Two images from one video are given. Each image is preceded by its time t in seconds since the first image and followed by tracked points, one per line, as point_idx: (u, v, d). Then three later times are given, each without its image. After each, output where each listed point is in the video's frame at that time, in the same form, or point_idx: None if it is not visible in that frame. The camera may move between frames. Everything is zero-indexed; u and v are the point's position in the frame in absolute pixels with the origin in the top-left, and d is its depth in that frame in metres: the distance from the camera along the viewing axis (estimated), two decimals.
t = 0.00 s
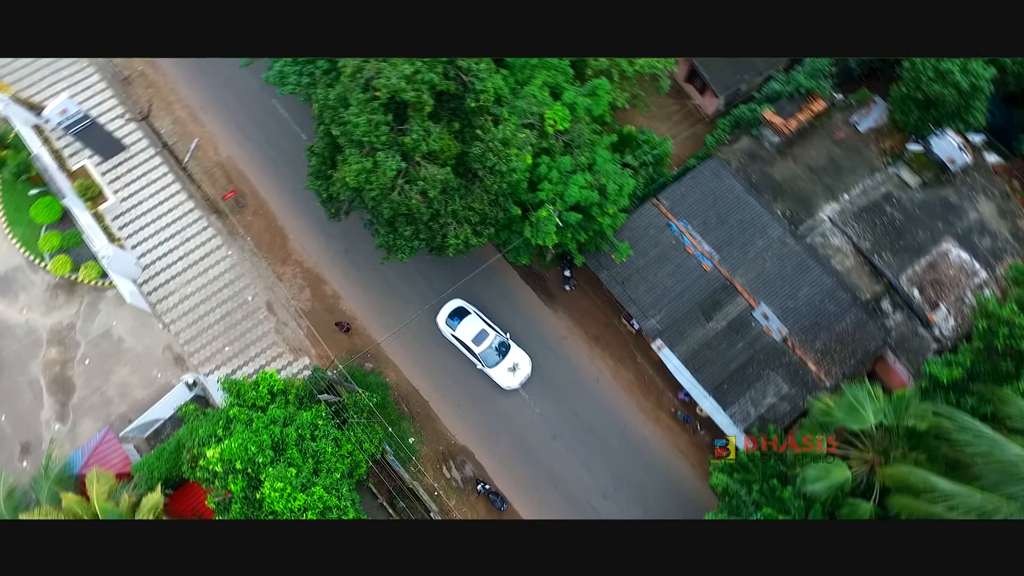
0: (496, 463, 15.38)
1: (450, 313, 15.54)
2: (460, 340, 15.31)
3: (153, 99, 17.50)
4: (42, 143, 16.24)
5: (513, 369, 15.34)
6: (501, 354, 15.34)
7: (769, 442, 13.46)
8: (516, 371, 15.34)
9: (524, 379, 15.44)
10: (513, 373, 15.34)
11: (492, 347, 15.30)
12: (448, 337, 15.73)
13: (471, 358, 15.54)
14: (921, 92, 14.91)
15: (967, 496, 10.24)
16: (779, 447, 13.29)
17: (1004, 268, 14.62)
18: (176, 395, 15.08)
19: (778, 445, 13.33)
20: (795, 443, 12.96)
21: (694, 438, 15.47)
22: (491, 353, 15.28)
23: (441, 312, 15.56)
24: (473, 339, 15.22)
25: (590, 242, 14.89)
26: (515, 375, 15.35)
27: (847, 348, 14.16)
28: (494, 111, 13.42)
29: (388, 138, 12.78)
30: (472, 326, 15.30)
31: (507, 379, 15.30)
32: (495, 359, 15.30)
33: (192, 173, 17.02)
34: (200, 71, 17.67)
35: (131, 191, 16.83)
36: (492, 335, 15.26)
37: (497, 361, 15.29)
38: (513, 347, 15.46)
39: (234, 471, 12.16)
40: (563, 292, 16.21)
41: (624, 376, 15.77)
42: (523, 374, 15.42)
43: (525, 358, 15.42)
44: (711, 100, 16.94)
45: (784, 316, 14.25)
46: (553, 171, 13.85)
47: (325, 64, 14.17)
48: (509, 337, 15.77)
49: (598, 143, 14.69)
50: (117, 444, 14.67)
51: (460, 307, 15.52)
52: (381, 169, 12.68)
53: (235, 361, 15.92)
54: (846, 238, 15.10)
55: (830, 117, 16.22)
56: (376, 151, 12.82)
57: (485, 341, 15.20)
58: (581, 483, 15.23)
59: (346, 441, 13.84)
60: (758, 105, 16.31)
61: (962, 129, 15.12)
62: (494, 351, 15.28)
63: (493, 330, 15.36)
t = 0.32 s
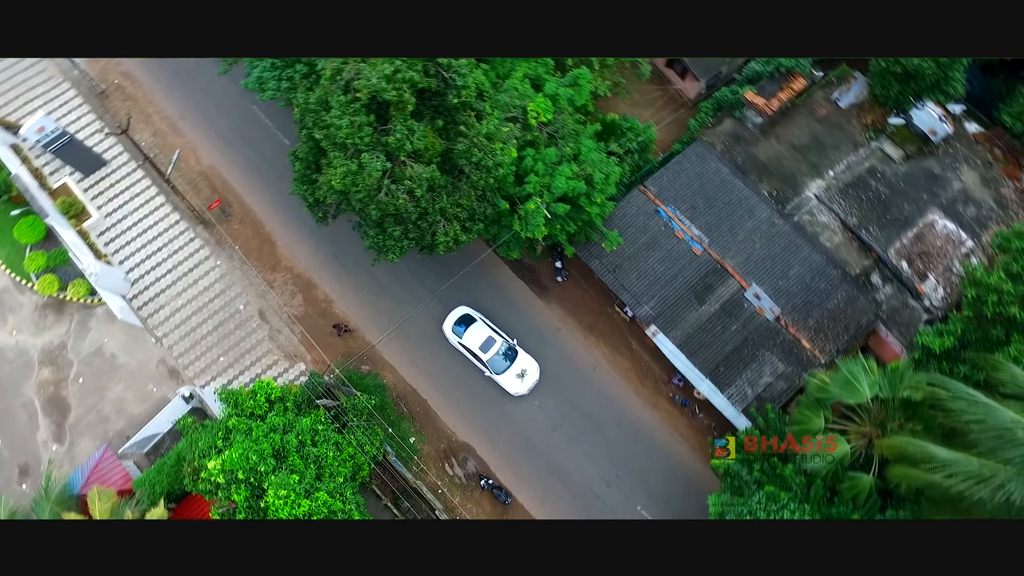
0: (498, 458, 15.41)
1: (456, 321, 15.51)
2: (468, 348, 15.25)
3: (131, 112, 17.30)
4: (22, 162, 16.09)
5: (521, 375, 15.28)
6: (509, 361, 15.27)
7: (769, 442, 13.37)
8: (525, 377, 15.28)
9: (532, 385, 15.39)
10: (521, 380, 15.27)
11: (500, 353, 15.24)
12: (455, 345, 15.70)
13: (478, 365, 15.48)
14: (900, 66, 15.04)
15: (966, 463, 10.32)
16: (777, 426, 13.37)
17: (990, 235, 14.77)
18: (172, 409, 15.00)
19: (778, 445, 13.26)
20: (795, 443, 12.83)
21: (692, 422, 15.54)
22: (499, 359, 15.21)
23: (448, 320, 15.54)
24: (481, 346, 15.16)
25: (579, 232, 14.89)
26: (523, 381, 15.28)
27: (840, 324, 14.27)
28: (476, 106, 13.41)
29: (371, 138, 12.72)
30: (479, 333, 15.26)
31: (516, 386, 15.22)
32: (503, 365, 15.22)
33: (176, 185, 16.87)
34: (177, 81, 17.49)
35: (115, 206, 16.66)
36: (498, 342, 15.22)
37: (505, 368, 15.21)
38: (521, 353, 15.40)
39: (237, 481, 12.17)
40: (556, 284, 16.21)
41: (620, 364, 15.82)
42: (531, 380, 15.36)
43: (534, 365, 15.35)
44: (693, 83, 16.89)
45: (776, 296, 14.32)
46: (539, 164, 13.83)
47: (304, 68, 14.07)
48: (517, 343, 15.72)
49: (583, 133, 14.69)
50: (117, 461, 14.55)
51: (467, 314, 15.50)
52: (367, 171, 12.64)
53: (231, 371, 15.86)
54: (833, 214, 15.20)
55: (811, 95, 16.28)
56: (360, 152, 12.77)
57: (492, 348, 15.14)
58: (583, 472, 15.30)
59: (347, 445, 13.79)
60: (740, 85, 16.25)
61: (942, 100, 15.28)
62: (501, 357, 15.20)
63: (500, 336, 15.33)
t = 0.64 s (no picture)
0: (500, 452, 15.45)
1: (464, 328, 15.42)
2: (477, 355, 15.20)
3: (109, 127, 17.10)
4: None
5: (531, 380, 15.30)
6: (518, 366, 15.27)
7: (770, 443, 13.25)
8: (535, 382, 15.30)
9: (543, 389, 15.41)
10: (531, 385, 15.30)
11: (510, 359, 15.23)
12: (463, 352, 15.65)
13: (488, 371, 15.46)
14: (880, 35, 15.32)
15: (963, 429, 10.41)
16: (775, 403, 13.56)
17: (974, 202, 14.90)
18: (172, 422, 14.93)
19: (778, 445, 13.09)
20: (796, 443, 12.79)
21: (692, 405, 15.60)
22: (508, 365, 15.20)
23: (456, 327, 15.45)
24: (490, 353, 15.11)
25: (568, 222, 14.90)
26: (534, 386, 15.31)
27: (831, 298, 14.37)
28: (457, 101, 13.37)
29: (353, 140, 12.67)
30: (488, 339, 15.18)
31: (526, 392, 15.27)
32: (512, 372, 15.23)
33: (160, 198, 16.73)
34: (153, 93, 17.28)
35: (99, 223, 16.51)
36: (508, 348, 15.16)
37: (515, 375, 15.22)
38: (530, 358, 15.37)
39: (241, 491, 12.07)
40: (547, 275, 16.20)
41: (616, 351, 15.86)
42: (541, 384, 15.39)
43: (543, 370, 15.36)
44: (672, 67, 16.77)
45: (767, 274, 14.38)
46: (524, 156, 13.79)
47: (282, 73, 13.97)
48: (525, 347, 15.69)
49: (566, 123, 14.67)
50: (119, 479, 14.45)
51: (475, 321, 15.40)
52: (351, 173, 12.59)
53: (227, 382, 15.80)
54: (818, 190, 15.27)
55: (790, 71, 16.29)
56: (343, 155, 12.71)
57: (502, 355, 15.11)
58: (585, 461, 15.36)
59: (348, 448, 13.88)
60: (720, 66, 16.25)
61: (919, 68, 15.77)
62: (511, 363, 15.20)
63: (509, 342, 15.25)
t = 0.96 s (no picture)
0: (502, 446, 15.49)
1: (473, 335, 15.46)
2: (487, 361, 15.20)
3: (87, 144, 16.89)
4: None
5: (543, 384, 15.28)
6: (529, 370, 15.27)
7: (769, 442, 13.06)
8: (547, 386, 15.29)
9: (555, 393, 15.39)
10: (544, 388, 15.28)
11: (521, 364, 15.23)
12: (473, 359, 15.64)
13: (499, 378, 15.45)
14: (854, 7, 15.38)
15: (956, 394, 10.60)
16: (772, 379, 13.63)
17: (956, 168, 15.03)
18: (171, 438, 14.90)
19: (778, 445, 12.98)
20: (796, 443, 12.79)
21: (690, 387, 15.64)
22: (519, 370, 15.20)
23: (465, 334, 15.47)
24: (500, 358, 15.11)
25: (555, 213, 14.90)
26: (546, 390, 15.30)
27: (821, 272, 14.46)
28: (438, 98, 13.37)
29: (336, 143, 12.66)
30: (498, 345, 15.19)
31: (539, 396, 15.24)
32: (524, 377, 15.23)
33: (144, 213, 16.57)
34: (129, 107, 17.09)
35: (83, 242, 16.35)
36: (519, 353, 15.16)
37: (527, 379, 15.21)
38: (541, 362, 15.36)
39: (246, 502, 12.14)
40: (538, 267, 16.20)
41: (611, 338, 15.90)
42: (553, 387, 15.37)
43: (555, 373, 15.34)
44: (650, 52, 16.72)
45: (756, 252, 14.44)
46: (507, 149, 13.77)
47: (259, 79, 13.89)
48: (536, 351, 15.68)
49: (547, 113, 14.64)
50: (121, 499, 14.49)
51: (484, 327, 15.46)
52: (336, 176, 12.57)
53: (224, 394, 15.74)
54: (802, 165, 15.34)
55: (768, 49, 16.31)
56: (326, 158, 12.69)
57: (512, 360, 15.10)
58: (587, 449, 15.42)
59: (351, 451, 13.86)
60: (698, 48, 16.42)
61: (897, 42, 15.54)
62: (522, 369, 15.20)
63: (519, 346, 15.25)
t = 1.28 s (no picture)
0: (505, 441, 15.51)
1: (484, 342, 15.34)
2: (500, 368, 15.11)
3: (62, 170, 16.67)
4: None
5: (557, 387, 15.21)
6: (542, 373, 15.20)
7: (768, 442, 12.88)
8: (561, 388, 15.21)
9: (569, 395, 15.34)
10: (558, 391, 15.20)
11: (533, 368, 15.16)
12: (485, 367, 15.56)
13: (512, 383, 15.36)
14: None
15: (948, 353, 10.71)
16: (767, 354, 13.74)
17: (933, 132, 15.17)
18: (171, 459, 14.83)
19: (778, 445, 12.79)
20: (795, 443, 12.63)
21: (687, 367, 15.71)
22: (532, 374, 15.14)
23: (475, 342, 15.38)
24: (512, 364, 15.04)
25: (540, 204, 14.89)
26: (560, 392, 15.22)
27: (807, 245, 14.54)
28: (414, 98, 13.31)
29: (315, 150, 12.66)
30: (509, 350, 15.11)
31: (553, 399, 15.19)
32: (537, 381, 15.16)
33: (126, 236, 16.40)
34: (102, 130, 16.86)
35: (67, 269, 16.17)
36: (530, 357, 15.10)
37: (540, 383, 15.14)
38: (554, 364, 15.29)
39: (253, 517, 12.20)
40: (527, 260, 16.19)
41: (605, 325, 15.94)
42: (567, 389, 15.30)
43: (568, 375, 15.28)
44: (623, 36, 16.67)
45: (742, 229, 14.53)
46: (488, 144, 13.73)
47: (233, 91, 13.76)
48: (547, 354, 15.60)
49: (525, 106, 14.59)
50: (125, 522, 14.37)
51: (493, 333, 15.35)
52: (317, 183, 12.54)
53: (222, 411, 15.70)
54: (782, 140, 15.41)
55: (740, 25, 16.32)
56: (307, 166, 12.69)
57: (525, 364, 15.04)
58: (588, 437, 15.47)
59: (354, 458, 13.77)
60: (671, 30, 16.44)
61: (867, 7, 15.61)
62: (535, 373, 15.15)
63: (530, 350, 15.18)
